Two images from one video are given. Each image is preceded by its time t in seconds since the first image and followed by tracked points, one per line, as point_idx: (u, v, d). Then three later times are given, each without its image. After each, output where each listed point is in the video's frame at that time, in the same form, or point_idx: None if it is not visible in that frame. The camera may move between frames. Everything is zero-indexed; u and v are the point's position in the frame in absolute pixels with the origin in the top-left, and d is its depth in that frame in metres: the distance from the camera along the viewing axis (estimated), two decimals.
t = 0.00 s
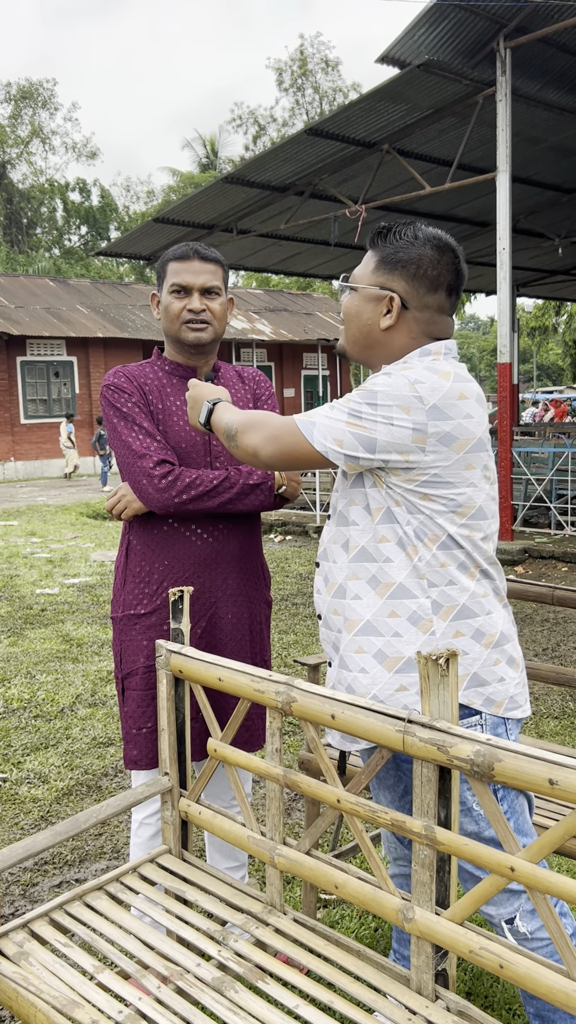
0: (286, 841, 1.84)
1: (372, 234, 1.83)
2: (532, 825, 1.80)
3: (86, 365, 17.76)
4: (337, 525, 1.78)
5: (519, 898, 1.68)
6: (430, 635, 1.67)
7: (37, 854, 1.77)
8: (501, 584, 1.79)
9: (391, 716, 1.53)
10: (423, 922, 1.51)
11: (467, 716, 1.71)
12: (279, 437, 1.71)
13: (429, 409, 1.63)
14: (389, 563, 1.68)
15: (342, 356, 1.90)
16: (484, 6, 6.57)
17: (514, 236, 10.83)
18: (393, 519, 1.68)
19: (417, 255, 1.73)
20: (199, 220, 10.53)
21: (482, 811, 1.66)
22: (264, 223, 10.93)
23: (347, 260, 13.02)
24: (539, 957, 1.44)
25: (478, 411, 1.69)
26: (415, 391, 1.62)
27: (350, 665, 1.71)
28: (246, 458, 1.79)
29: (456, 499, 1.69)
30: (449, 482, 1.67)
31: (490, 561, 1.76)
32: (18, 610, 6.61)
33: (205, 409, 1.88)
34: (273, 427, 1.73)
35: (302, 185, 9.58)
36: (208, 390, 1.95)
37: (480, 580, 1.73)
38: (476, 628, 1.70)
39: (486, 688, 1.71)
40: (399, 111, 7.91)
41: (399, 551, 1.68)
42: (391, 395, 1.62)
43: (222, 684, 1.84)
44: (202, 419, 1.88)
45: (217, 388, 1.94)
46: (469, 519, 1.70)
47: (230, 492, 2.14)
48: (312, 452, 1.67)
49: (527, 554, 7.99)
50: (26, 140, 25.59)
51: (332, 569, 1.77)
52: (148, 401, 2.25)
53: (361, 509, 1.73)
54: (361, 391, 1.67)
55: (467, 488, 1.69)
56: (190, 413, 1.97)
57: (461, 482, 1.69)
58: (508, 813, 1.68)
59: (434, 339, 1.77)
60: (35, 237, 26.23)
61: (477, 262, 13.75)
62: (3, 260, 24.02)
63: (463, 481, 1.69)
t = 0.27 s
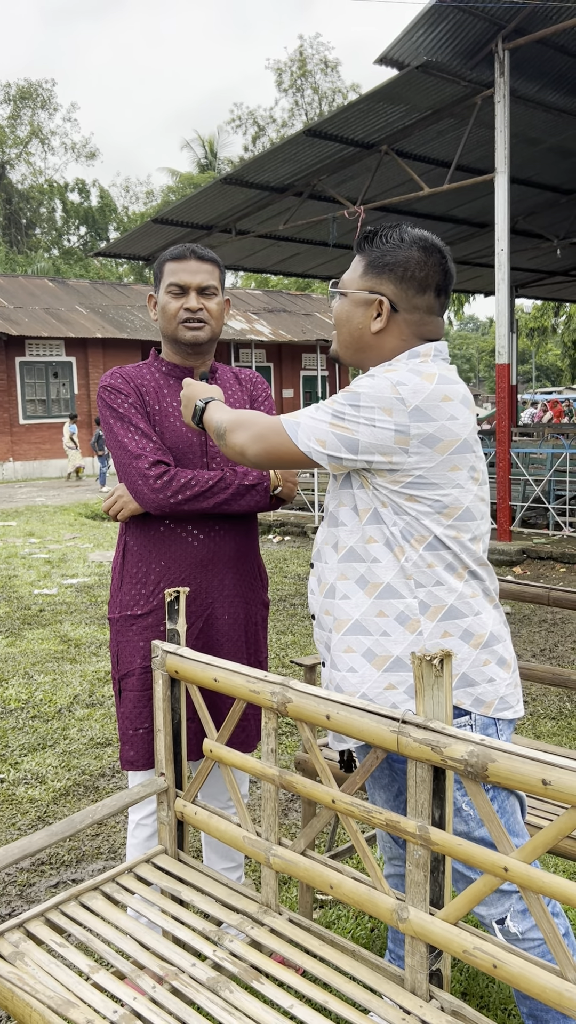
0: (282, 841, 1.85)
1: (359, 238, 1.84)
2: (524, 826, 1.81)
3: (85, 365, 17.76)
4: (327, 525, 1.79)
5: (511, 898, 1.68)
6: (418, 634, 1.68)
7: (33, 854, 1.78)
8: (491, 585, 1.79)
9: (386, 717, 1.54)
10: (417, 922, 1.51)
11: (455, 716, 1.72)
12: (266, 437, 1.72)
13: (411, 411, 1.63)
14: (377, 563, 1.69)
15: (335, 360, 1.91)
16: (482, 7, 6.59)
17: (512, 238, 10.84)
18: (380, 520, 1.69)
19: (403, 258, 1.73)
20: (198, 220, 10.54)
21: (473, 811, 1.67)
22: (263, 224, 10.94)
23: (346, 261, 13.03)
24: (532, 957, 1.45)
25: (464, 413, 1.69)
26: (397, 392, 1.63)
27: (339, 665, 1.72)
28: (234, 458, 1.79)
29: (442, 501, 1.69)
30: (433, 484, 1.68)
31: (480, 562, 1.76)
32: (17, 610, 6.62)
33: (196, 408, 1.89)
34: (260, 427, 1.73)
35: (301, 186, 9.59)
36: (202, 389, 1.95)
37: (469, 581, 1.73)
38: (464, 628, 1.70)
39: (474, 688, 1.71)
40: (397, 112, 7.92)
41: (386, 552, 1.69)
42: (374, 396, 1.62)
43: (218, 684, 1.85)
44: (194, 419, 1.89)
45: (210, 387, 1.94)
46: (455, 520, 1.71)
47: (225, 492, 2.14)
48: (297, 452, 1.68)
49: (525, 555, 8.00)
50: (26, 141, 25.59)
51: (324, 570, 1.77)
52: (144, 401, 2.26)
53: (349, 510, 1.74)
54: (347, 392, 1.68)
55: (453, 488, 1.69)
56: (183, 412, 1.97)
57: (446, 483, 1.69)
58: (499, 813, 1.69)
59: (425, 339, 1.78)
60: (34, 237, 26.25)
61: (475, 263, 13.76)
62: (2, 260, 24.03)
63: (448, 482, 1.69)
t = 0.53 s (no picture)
0: (278, 842, 1.85)
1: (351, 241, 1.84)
2: (520, 827, 1.81)
3: (84, 366, 17.76)
4: (324, 526, 1.79)
5: (506, 898, 1.68)
6: (414, 635, 1.68)
7: (30, 854, 1.78)
8: (486, 586, 1.79)
9: (382, 718, 1.54)
10: (412, 922, 1.51)
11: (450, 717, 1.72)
12: (261, 437, 1.72)
13: (405, 412, 1.63)
14: (373, 564, 1.69)
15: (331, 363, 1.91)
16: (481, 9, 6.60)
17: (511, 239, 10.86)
18: (376, 521, 1.70)
19: (396, 260, 1.74)
20: (196, 221, 10.56)
21: (468, 811, 1.67)
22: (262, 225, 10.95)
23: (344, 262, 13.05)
24: (527, 958, 1.45)
25: (458, 414, 1.69)
26: (391, 393, 1.63)
27: (334, 665, 1.72)
28: (230, 459, 1.80)
29: (437, 502, 1.69)
30: (429, 484, 1.68)
31: (475, 562, 1.77)
32: (15, 610, 6.62)
33: (193, 409, 1.89)
34: (256, 428, 1.74)
35: (300, 187, 9.60)
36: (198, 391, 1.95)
37: (464, 581, 1.73)
38: (459, 629, 1.71)
39: (469, 688, 1.72)
40: (396, 114, 7.93)
41: (382, 552, 1.69)
42: (368, 398, 1.63)
43: (214, 684, 1.85)
44: (190, 420, 1.89)
45: (206, 389, 1.94)
46: (450, 520, 1.71)
47: (224, 493, 2.15)
48: (292, 452, 1.68)
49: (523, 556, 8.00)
50: (25, 141, 25.60)
51: (320, 570, 1.77)
52: (143, 401, 2.26)
53: (344, 511, 1.74)
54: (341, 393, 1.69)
55: (447, 489, 1.70)
56: (179, 414, 1.97)
57: (441, 484, 1.69)
58: (495, 813, 1.69)
59: (420, 340, 1.78)
60: (33, 238, 26.25)
61: (474, 264, 13.78)
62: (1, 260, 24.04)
63: (443, 482, 1.69)
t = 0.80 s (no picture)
0: (276, 841, 1.85)
1: (347, 244, 1.85)
2: (518, 826, 1.81)
3: (83, 366, 17.76)
4: (324, 526, 1.80)
5: (504, 898, 1.69)
6: (413, 634, 1.69)
7: (29, 854, 1.79)
8: (486, 586, 1.80)
9: (381, 717, 1.54)
10: (410, 922, 1.51)
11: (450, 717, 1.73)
12: (262, 437, 1.72)
13: (405, 412, 1.64)
14: (373, 564, 1.70)
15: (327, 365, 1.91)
16: (480, 11, 6.61)
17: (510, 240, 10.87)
18: (376, 521, 1.70)
19: (393, 263, 1.74)
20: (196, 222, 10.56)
21: (466, 810, 1.68)
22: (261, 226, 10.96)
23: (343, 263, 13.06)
24: (524, 956, 1.45)
25: (458, 415, 1.69)
26: (391, 394, 1.64)
27: (334, 665, 1.73)
28: (231, 459, 1.80)
29: (437, 502, 1.69)
30: (428, 484, 1.68)
31: (474, 562, 1.77)
32: (14, 611, 6.62)
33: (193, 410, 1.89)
34: (257, 428, 1.74)
35: (299, 188, 9.61)
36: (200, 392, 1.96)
37: (463, 581, 1.74)
38: (459, 629, 1.71)
39: (469, 688, 1.72)
40: (395, 115, 7.94)
41: (382, 552, 1.69)
42: (368, 398, 1.63)
43: (213, 684, 1.86)
44: (190, 421, 1.89)
45: (208, 389, 1.95)
46: (450, 521, 1.71)
47: (225, 493, 2.15)
48: (292, 453, 1.69)
49: (521, 557, 8.01)
50: (24, 142, 25.61)
51: (320, 569, 1.78)
52: (145, 401, 2.27)
53: (345, 511, 1.74)
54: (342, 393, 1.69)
55: (447, 489, 1.70)
56: (179, 415, 1.98)
57: (440, 484, 1.69)
58: (493, 812, 1.69)
59: (419, 342, 1.79)
60: (32, 238, 26.26)
61: (473, 266, 13.80)
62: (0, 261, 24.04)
63: (442, 482, 1.70)
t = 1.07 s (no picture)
0: (276, 842, 1.85)
1: (351, 247, 1.85)
2: (518, 828, 1.82)
3: (82, 366, 17.76)
4: (325, 526, 1.80)
5: (504, 899, 1.69)
6: (414, 634, 1.69)
7: (29, 854, 1.79)
8: (486, 587, 1.80)
9: (380, 718, 1.55)
10: (410, 922, 1.52)
11: (452, 717, 1.73)
12: (265, 438, 1.73)
13: (407, 413, 1.64)
14: (374, 564, 1.70)
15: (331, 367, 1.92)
16: (480, 13, 6.61)
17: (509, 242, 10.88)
18: (377, 521, 1.71)
19: (397, 266, 1.74)
20: (195, 222, 10.56)
21: (466, 811, 1.68)
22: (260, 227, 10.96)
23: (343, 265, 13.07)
24: (523, 958, 1.45)
25: (461, 416, 1.70)
26: (394, 394, 1.64)
27: (335, 665, 1.73)
28: (233, 459, 1.80)
29: (439, 503, 1.70)
30: (430, 485, 1.69)
31: (475, 564, 1.77)
32: (12, 611, 6.62)
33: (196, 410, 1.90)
34: (259, 428, 1.75)
35: (298, 189, 9.61)
36: (202, 393, 1.96)
37: (464, 582, 1.74)
38: (459, 629, 1.71)
39: (470, 688, 1.72)
40: (394, 117, 7.94)
41: (383, 552, 1.70)
42: (371, 399, 1.64)
43: (213, 685, 1.86)
44: (193, 421, 1.90)
45: (210, 390, 1.95)
46: (451, 522, 1.72)
47: (225, 493, 2.15)
48: (295, 452, 1.69)
49: (520, 559, 8.01)
50: (23, 142, 25.61)
51: (321, 570, 1.78)
52: (146, 402, 2.27)
53: (346, 511, 1.75)
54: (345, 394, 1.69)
55: (449, 490, 1.70)
56: (182, 416, 1.98)
57: (442, 485, 1.70)
58: (493, 813, 1.70)
59: (423, 345, 1.79)
60: (31, 238, 26.26)
61: (472, 267, 13.81)
62: None
63: (444, 483, 1.70)
